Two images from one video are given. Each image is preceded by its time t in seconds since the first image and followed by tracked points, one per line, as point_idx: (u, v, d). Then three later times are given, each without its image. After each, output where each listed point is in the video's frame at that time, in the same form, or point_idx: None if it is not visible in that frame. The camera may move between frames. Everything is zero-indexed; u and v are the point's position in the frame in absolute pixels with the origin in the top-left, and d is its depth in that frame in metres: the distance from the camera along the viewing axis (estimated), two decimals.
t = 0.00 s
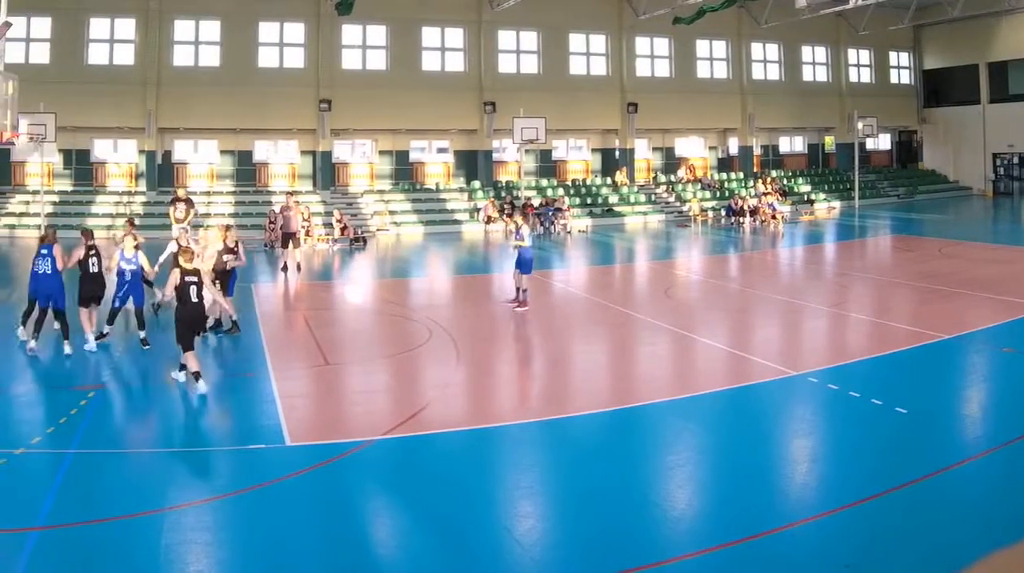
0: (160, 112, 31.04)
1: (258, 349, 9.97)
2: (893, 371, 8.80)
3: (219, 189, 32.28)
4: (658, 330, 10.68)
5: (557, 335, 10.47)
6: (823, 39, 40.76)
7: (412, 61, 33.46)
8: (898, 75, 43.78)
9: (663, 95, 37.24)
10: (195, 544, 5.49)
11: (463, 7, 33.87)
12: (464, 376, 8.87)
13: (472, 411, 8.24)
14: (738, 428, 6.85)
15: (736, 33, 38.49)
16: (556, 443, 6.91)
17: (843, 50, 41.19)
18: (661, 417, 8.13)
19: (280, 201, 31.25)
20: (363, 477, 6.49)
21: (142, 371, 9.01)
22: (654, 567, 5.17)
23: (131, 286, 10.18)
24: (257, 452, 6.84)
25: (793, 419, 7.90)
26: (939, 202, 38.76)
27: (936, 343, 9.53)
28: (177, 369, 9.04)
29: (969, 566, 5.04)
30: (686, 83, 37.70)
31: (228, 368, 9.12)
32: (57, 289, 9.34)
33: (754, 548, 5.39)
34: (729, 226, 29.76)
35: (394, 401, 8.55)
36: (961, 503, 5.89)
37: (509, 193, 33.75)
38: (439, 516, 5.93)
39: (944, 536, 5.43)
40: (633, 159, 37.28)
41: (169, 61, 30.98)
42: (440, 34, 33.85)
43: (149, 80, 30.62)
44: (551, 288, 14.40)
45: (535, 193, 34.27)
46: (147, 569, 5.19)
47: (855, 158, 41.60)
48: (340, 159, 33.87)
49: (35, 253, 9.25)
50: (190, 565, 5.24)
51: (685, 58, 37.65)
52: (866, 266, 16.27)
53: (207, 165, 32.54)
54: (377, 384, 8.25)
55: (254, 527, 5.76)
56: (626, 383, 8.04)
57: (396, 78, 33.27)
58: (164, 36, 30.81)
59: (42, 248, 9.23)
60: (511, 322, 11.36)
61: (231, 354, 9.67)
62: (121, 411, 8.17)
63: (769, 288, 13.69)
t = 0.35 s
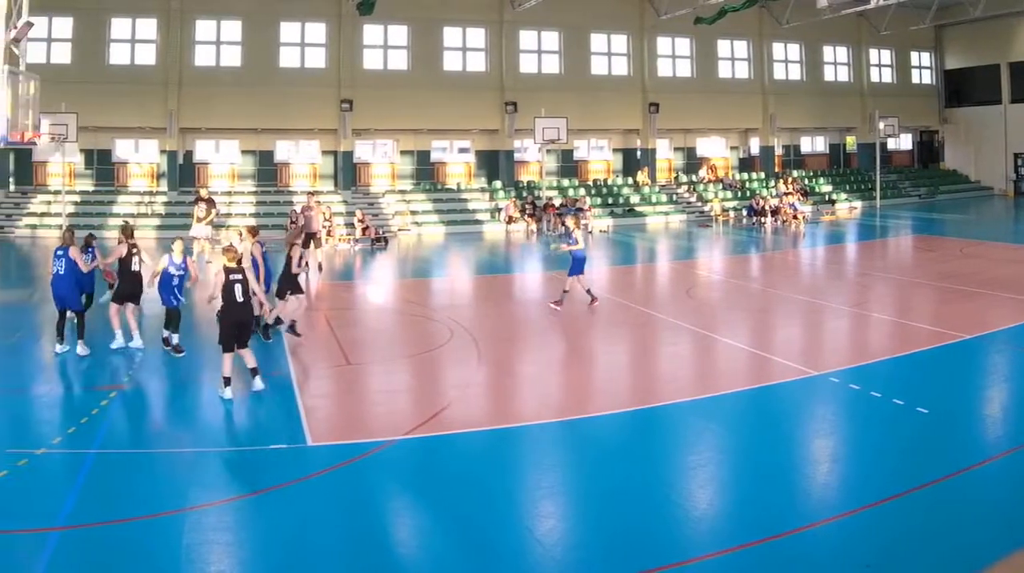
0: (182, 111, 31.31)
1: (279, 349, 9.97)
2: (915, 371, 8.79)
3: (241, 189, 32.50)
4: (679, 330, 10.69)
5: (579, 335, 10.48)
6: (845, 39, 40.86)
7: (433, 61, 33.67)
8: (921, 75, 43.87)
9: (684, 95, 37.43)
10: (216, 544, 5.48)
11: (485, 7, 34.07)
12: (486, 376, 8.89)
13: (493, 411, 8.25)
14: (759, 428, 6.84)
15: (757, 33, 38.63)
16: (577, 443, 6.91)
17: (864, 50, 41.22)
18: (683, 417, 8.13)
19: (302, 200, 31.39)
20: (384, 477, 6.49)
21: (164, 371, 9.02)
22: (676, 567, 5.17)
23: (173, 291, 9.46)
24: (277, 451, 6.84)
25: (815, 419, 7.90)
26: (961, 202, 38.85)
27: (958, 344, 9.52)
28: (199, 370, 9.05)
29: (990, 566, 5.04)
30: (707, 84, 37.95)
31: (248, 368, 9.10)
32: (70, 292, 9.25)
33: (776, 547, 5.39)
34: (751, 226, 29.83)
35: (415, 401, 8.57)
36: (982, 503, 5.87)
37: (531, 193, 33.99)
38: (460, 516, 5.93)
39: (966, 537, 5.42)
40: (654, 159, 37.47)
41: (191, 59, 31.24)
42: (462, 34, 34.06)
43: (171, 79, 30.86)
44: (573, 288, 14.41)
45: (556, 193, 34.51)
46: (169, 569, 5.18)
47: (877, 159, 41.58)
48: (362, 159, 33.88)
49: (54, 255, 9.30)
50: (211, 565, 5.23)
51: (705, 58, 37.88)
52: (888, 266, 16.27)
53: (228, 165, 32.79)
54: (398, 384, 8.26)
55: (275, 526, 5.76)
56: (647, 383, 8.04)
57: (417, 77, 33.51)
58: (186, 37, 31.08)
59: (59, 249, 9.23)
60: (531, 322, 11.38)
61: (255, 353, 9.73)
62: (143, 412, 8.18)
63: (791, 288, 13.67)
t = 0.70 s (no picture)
0: (204, 113, 31.60)
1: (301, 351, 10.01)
2: (936, 371, 8.78)
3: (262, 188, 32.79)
4: (700, 330, 10.69)
5: (600, 335, 10.49)
6: (866, 39, 40.94)
7: (455, 61, 33.87)
8: (941, 75, 43.90)
9: (705, 95, 37.49)
10: (238, 544, 5.48)
11: (507, 8, 34.27)
12: (508, 376, 8.89)
13: (515, 411, 8.26)
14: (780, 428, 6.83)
15: (780, 34, 38.71)
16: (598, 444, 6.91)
17: (885, 49, 41.31)
18: (704, 417, 8.14)
19: (322, 199, 32.10)
20: (406, 477, 6.49)
21: (186, 371, 9.03)
22: (697, 567, 5.17)
23: (222, 294, 9.65)
24: (297, 452, 6.83)
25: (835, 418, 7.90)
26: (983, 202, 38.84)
27: (980, 344, 9.51)
28: (220, 369, 9.09)
29: (1011, 566, 5.04)
30: (728, 83, 37.95)
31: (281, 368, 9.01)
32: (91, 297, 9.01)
33: (796, 547, 5.39)
34: (772, 226, 29.90)
35: (436, 401, 8.57)
36: (1004, 504, 5.86)
37: (552, 192, 34.18)
38: (481, 516, 5.93)
39: (987, 538, 5.41)
40: (675, 159, 37.54)
41: (213, 61, 31.54)
42: (483, 34, 34.31)
43: (193, 80, 31.15)
44: (596, 288, 14.45)
45: (578, 193, 34.70)
46: (191, 569, 5.18)
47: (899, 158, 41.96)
48: (383, 159, 33.98)
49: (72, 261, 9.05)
50: (233, 565, 5.23)
51: (727, 59, 37.96)
52: (909, 266, 16.26)
53: (249, 165, 33.09)
54: (420, 384, 8.27)
55: (297, 526, 5.75)
56: (668, 383, 8.03)
57: (440, 77, 33.68)
58: (206, 36, 31.37)
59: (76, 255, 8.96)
60: (552, 322, 11.38)
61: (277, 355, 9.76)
62: (165, 411, 8.18)
63: (812, 288, 13.67)
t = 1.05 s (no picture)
0: (224, 113, 31.89)
1: (320, 351, 10.03)
2: (955, 371, 8.79)
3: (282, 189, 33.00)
4: (720, 329, 10.71)
5: (619, 335, 10.51)
6: (886, 39, 41.00)
7: (476, 62, 34.15)
8: (961, 75, 43.94)
9: (725, 94, 37.62)
10: (258, 544, 5.48)
11: (527, 7, 34.50)
12: (528, 376, 8.91)
13: (534, 411, 8.28)
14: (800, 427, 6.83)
15: (799, 34, 38.85)
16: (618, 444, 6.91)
17: (905, 50, 41.40)
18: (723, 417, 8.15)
19: (345, 200, 32.13)
20: (426, 476, 6.50)
21: (205, 370, 9.05)
22: (717, 567, 5.17)
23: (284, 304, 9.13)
24: (317, 452, 6.83)
25: (855, 418, 7.90)
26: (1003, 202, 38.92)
27: (1001, 344, 9.50)
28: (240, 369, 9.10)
29: None
30: (748, 83, 38.06)
31: (351, 378, 8.68)
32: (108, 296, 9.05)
33: (816, 547, 5.39)
34: (792, 227, 30.03)
35: (456, 401, 8.58)
36: None
37: (572, 193, 34.44)
38: (501, 516, 5.93)
39: (1008, 538, 5.39)
40: (695, 159, 37.71)
41: (233, 62, 31.84)
42: (503, 34, 34.52)
43: (212, 80, 31.49)
44: (615, 288, 14.47)
45: (597, 193, 34.96)
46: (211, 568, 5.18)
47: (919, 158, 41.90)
48: (403, 160, 34.70)
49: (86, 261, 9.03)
50: (253, 564, 5.23)
51: (747, 59, 38.07)
52: (929, 266, 16.25)
53: (269, 165, 33.34)
54: (440, 383, 8.30)
55: (316, 526, 5.76)
56: (688, 382, 8.04)
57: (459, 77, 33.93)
58: (227, 37, 31.70)
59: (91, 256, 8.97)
60: (572, 322, 11.40)
61: (296, 354, 9.77)
62: (183, 412, 8.19)
63: (832, 288, 13.67)
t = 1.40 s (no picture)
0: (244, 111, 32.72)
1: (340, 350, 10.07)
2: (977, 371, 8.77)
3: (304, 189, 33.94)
4: (741, 329, 10.73)
5: (641, 335, 10.54)
6: (907, 40, 41.35)
7: (498, 62, 34.88)
8: (983, 75, 44.21)
9: (745, 94, 38.15)
10: (279, 544, 5.47)
11: (549, 8, 35.15)
12: (550, 376, 8.94)
13: (557, 411, 8.30)
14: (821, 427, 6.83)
15: (820, 34, 39.25)
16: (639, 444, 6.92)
17: (926, 50, 41.78)
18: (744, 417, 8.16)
19: (364, 199, 32.72)
20: (448, 476, 6.51)
21: (225, 370, 9.08)
22: (739, 567, 5.16)
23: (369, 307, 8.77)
24: (338, 452, 6.84)
25: (876, 418, 7.90)
26: None
27: None
28: (260, 369, 9.13)
29: None
30: (769, 84, 38.63)
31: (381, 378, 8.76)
32: (123, 301, 8.71)
33: (838, 547, 5.38)
34: (814, 226, 30.29)
35: (479, 401, 8.61)
36: None
37: (594, 192, 34.87)
38: (524, 515, 5.93)
39: None
40: (717, 159, 38.23)
41: (254, 61, 32.65)
42: (525, 34, 35.17)
43: (233, 79, 32.29)
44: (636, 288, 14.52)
45: (619, 193, 35.34)
46: (233, 568, 5.18)
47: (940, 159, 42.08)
48: (425, 160, 35.51)
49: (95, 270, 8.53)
50: (275, 564, 5.23)
51: (768, 59, 38.54)
52: (952, 266, 16.26)
53: (290, 165, 34.22)
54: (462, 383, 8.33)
55: (339, 526, 5.76)
56: (710, 382, 8.05)
57: (481, 76, 34.76)
58: (248, 36, 32.52)
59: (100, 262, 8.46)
60: (593, 322, 11.44)
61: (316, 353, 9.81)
62: (206, 412, 8.21)
63: (853, 288, 13.69)
